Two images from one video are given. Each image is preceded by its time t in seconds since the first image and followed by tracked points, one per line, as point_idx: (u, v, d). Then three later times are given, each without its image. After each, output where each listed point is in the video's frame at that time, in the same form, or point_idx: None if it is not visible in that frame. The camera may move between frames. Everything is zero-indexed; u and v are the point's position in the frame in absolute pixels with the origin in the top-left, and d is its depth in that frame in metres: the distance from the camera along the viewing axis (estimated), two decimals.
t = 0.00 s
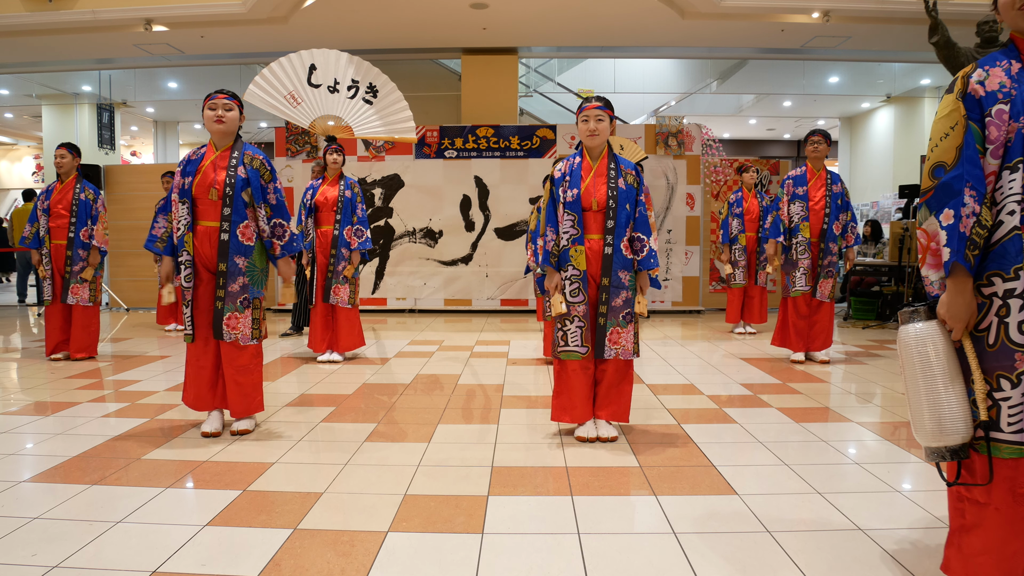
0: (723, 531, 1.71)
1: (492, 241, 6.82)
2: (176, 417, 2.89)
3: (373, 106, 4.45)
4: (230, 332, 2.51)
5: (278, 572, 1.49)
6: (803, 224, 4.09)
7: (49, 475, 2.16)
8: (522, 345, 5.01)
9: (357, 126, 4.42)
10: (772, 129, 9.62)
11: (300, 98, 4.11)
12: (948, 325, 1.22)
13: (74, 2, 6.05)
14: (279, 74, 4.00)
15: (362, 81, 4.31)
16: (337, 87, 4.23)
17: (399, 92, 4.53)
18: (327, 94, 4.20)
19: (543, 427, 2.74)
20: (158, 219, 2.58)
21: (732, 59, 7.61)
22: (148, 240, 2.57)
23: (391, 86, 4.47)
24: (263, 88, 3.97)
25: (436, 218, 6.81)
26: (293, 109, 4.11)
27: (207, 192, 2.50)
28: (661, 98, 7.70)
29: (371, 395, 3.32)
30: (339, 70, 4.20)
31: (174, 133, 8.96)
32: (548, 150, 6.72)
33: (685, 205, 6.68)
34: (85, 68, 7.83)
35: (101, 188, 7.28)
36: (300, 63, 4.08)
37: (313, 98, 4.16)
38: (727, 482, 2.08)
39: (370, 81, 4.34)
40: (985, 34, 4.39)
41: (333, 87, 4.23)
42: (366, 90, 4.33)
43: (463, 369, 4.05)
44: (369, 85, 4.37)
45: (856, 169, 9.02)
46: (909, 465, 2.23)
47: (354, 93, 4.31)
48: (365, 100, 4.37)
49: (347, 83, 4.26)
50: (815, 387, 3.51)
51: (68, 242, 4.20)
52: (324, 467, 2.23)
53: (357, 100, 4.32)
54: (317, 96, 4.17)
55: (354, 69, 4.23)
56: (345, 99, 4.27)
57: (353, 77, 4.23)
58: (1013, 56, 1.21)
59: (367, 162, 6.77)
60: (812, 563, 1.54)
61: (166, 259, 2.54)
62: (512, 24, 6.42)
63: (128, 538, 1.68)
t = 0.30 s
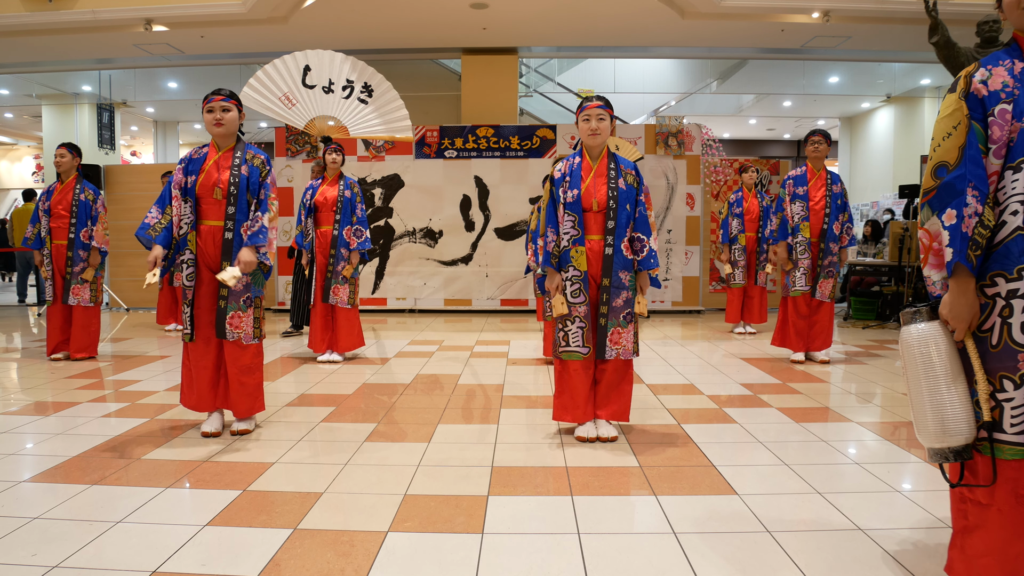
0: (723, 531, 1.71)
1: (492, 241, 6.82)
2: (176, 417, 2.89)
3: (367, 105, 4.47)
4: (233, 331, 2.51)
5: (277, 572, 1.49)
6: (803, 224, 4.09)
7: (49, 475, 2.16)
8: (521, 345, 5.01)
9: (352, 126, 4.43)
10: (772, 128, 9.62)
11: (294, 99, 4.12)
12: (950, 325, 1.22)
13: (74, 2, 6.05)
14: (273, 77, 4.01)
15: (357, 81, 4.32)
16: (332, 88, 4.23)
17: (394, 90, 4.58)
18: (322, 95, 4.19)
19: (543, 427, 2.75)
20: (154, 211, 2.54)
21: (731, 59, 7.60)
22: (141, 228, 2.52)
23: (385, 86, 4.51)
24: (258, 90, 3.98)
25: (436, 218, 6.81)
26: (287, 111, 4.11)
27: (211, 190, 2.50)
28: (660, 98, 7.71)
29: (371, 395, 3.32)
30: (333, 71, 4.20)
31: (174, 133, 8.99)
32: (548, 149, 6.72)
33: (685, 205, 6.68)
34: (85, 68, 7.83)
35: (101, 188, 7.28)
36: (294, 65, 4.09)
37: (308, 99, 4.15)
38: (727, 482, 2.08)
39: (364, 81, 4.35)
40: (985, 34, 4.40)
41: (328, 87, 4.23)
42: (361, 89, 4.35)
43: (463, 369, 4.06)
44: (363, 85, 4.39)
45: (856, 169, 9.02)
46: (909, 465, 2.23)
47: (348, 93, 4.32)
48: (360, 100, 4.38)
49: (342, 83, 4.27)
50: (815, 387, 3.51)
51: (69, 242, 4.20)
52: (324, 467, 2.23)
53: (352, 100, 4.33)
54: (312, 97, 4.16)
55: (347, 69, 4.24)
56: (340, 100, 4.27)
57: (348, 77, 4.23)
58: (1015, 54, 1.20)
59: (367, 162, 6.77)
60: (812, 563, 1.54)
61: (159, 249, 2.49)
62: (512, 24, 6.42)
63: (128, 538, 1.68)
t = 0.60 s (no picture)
0: (724, 531, 1.71)
1: (492, 241, 6.82)
2: (176, 417, 2.89)
3: (360, 104, 4.45)
4: (234, 331, 2.51)
5: (277, 572, 1.49)
6: (803, 224, 4.09)
7: (49, 475, 2.16)
8: (521, 345, 5.01)
9: (346, 125, 4.42)
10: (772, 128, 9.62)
11: (287, 101, 4.16)
12: (953, 327, 1.22)
13: (74, 2, 6.05)
14: (264, 82, 4.11)
15: (347, 79, 4.32)
16: (323, 87, 4.25)
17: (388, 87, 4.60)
18: (314, 95, 4.21)
19: (542, 427, 2.75)
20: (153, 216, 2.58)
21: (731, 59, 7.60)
22: (143, 236, 2.57)
23: (377, 82, 4.48)
24: (251, 94, 4.10)
25: (436, 218, 6.80)
26: (280, 113, 4.15)
27: (211, 190, 2.50)
28: (660, 98, 7.71)
29: (371, 395, 3.32)
30: (322, 71, 4.24)
31: (174, 133, 8.95)
32: (548, 149, 6.72)
33: (685, 205, 6.68)
34: (85, 68, 7.83)
35: (101, 188, 7.28)
36: (284, 70, 4.17)
37: (300, 100, 4.18)
38: (727, 482, 2.08)
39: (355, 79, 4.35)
40: (985, 34, 4.40)
41: (320, 87, 4.25)
42: (352, 87, 4.34)
43: (463, 369, 4.06)
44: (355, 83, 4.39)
45: (856, 169, 9.02)
46: (909, 465, 2.23)
47: (341, 92, 4.32)
48: (352, 98, 4.37)
49: (333, 82, 4.28)
50: (815, 387, 3.51)
51: (69, 242, 4.19)
52: (324, 467, 2.23)
53: (344, 98, 4.32)
54: (303, 98, 4.19)
55: (337, 68, 4.28)
56: (332, 99, 4.28)
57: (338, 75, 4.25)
58: (1017, 54, 1.20)
59: (367, 162, 6.77)
60: (812, 563, 1.54)
61: (157, 257, 2.57)
62: (512, 24, 6.42)
63: (128, 538, 1.68)
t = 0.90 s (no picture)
0: (723, 531, 1.71)
1: (492, 241, 6.81)
2: (176, 417, 2.89)
3: (346, 104, 4.43)
4: (233, 331, 2.51)
5: (277, 572, 1.49)
6: (802, 224, 4.09)
7: (49, 475, 2.16)
8: (521, 345, 5.01)
9: (332, 125, 4.36)
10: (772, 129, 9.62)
11: (273, 105, 4.18)
12: (957, 326, 1.22)
13: (74, 2, 6.05)
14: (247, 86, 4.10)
15: (331, 78, 4.34)
16: (308, 88, 4.25)
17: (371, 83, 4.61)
18: (298, 96, 4.19)
19: (543, 427, 2.74)
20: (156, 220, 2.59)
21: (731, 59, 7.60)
22: (147, 240, 2.57)
23: (362, 78, 4.50)
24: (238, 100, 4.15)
25: (436, 218, 6.81)
26: (266, 116, 4.16)
27: (209, 191, 2.49)
28: (660, 98, 7.71)
29: (371, 395, 3.32)
30: (305, 73, 4.26)
31: (174, 133, 8.75)
32: (548, 150, 6.72)
33: (685, 205, 6.68)
34: (85, 68, 7.82)
35: (101, 188, 7.28)
36: (267, 75, 4.19)
37: (285, 102, 4.18)
38: (727, 482, 2.08)
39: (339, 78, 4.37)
40: (985, 34, 4.40)
41: (304, 89, 4.26)
42: (337, 86, 4.35)
43: (463, 369, 4.05)
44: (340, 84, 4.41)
45: (856, 169, 9.02)
46: (909, 465, 2.23)
47: (325, 92, 4.32)
48: (338, 97, 4.37)
49: (318, 83, 4.30)
50: (815, 387, 3.51)
51: (69, 242, 4.19)
52: (324, 467, 2.23)
53: (329, 97, 4.31)
54: (289, 100, 4.18)
55: (320, 69, 4.30)
56: (318, 99, 4.26)
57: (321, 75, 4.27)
58: (1020, 52, 1.20)
59: (367, 162, 6.77)
60: (811, 563, 1.54)
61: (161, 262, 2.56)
62: (513, 24, 6.41)
63: (128, 538, 1.68)
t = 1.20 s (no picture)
0: (724, 531, 1.71)
1: (492, 241, 6.81)
2: (176, 418, 2.89)
3: (333, 103, 4.43)
4: (233, 330, 2.51)
5: (277, 572, 1.49)
6: (803, 224, 4.09)
7: (49, 475, 2.16)
8: (522, 345, 5.01)
9: (319, 125, 4.35)
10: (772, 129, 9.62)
11: (260, 107, 4.18)
12: (951, 325, 1.22)
13: (74, 2, 6.05)
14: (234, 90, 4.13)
15: (317, 79, 4.33)
16: (294, 90, 4.25)
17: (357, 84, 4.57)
18: (285, 98, 4.21)
19: (542, 427, 2.75)
20: (156, 211, 2.48)
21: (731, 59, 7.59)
22: (143, 230, 2.44)
23: (346, 76, 4.45)
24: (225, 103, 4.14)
25: (436, 218, 6.81)
26: (253, 119, 4.16)
27: (210, 190, 2.50)
28: (661, 98, 7.71)
29: (371, 395, 3.32)
30: (291, 74, 4.25)
31: (174, 133, 9.04)
32: (548, 150, 6.72)
33: (685, 205, 6.68)
34: (85, 68, 7.83)
35: (101, 188, 7.28)
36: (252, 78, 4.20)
37: (272, 104, 4.19)
38: (727, 482, 2.08)
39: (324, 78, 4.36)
40: (985, 34, 4.40)
41: (291, 90, 4.26)
42: (323, 87, 4.34)
43: (463, 369, 4.06)
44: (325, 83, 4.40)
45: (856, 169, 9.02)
46: (909, 465, 2.24)
47: (312, 93, 4.33)
48: (324, 97, 4.37)
49: (304, 84, 4.29)
50: (815, 387, 3.51)
51: (69, 242, 4.20)
52: (324, 467, 2.23)
53: (315, 98, 4.32)
54: (275, 103, 4.19)
55: (305, 69, 4.29)
56: (304, 100, 4.27)
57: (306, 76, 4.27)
58: (1022, 52, 1.20)
59: (367, 162, 6.77)
60: (811, 563, 1.54)
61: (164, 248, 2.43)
62: (513, 24, 6.41)
63: (129, 538, 1.68)
